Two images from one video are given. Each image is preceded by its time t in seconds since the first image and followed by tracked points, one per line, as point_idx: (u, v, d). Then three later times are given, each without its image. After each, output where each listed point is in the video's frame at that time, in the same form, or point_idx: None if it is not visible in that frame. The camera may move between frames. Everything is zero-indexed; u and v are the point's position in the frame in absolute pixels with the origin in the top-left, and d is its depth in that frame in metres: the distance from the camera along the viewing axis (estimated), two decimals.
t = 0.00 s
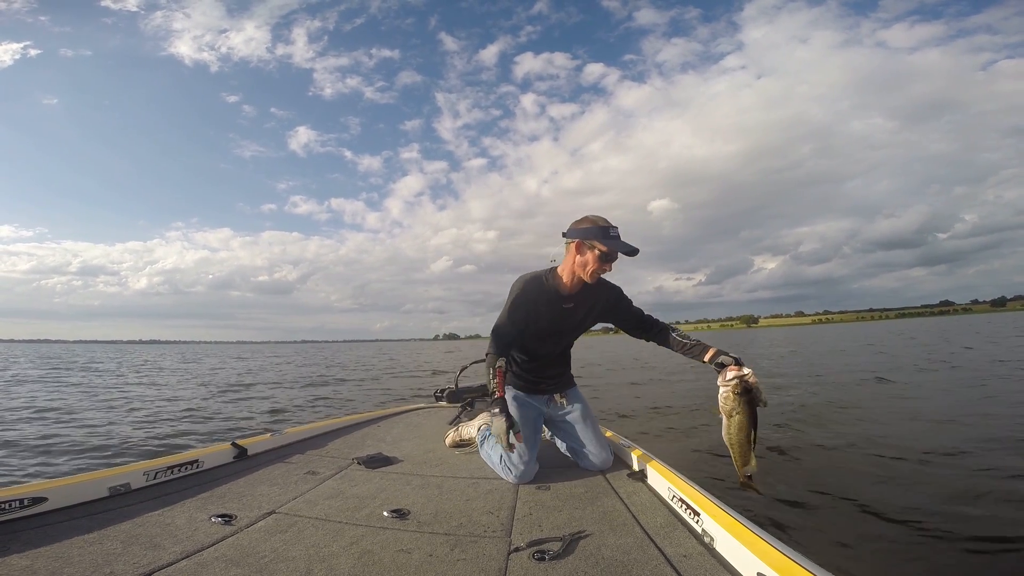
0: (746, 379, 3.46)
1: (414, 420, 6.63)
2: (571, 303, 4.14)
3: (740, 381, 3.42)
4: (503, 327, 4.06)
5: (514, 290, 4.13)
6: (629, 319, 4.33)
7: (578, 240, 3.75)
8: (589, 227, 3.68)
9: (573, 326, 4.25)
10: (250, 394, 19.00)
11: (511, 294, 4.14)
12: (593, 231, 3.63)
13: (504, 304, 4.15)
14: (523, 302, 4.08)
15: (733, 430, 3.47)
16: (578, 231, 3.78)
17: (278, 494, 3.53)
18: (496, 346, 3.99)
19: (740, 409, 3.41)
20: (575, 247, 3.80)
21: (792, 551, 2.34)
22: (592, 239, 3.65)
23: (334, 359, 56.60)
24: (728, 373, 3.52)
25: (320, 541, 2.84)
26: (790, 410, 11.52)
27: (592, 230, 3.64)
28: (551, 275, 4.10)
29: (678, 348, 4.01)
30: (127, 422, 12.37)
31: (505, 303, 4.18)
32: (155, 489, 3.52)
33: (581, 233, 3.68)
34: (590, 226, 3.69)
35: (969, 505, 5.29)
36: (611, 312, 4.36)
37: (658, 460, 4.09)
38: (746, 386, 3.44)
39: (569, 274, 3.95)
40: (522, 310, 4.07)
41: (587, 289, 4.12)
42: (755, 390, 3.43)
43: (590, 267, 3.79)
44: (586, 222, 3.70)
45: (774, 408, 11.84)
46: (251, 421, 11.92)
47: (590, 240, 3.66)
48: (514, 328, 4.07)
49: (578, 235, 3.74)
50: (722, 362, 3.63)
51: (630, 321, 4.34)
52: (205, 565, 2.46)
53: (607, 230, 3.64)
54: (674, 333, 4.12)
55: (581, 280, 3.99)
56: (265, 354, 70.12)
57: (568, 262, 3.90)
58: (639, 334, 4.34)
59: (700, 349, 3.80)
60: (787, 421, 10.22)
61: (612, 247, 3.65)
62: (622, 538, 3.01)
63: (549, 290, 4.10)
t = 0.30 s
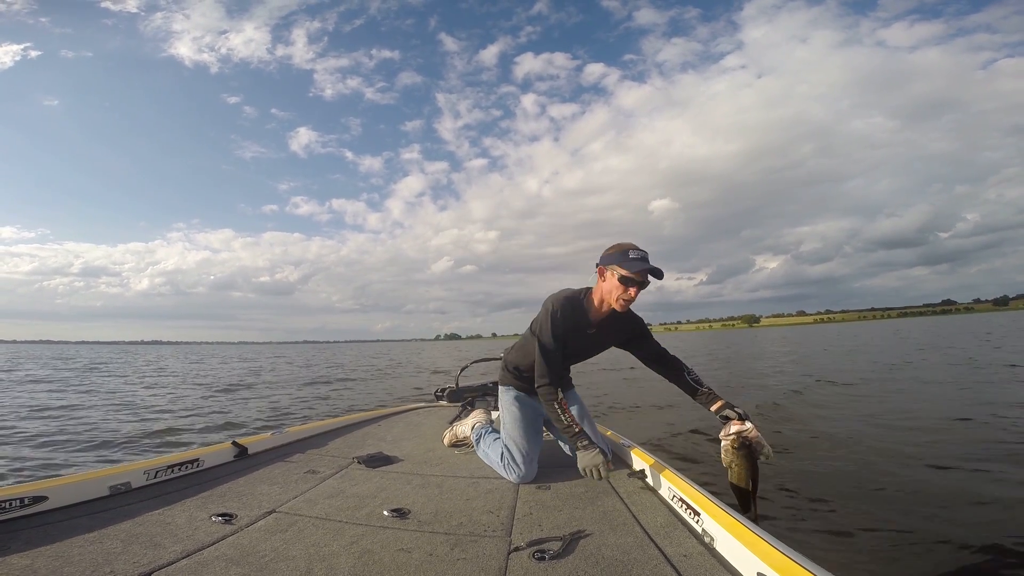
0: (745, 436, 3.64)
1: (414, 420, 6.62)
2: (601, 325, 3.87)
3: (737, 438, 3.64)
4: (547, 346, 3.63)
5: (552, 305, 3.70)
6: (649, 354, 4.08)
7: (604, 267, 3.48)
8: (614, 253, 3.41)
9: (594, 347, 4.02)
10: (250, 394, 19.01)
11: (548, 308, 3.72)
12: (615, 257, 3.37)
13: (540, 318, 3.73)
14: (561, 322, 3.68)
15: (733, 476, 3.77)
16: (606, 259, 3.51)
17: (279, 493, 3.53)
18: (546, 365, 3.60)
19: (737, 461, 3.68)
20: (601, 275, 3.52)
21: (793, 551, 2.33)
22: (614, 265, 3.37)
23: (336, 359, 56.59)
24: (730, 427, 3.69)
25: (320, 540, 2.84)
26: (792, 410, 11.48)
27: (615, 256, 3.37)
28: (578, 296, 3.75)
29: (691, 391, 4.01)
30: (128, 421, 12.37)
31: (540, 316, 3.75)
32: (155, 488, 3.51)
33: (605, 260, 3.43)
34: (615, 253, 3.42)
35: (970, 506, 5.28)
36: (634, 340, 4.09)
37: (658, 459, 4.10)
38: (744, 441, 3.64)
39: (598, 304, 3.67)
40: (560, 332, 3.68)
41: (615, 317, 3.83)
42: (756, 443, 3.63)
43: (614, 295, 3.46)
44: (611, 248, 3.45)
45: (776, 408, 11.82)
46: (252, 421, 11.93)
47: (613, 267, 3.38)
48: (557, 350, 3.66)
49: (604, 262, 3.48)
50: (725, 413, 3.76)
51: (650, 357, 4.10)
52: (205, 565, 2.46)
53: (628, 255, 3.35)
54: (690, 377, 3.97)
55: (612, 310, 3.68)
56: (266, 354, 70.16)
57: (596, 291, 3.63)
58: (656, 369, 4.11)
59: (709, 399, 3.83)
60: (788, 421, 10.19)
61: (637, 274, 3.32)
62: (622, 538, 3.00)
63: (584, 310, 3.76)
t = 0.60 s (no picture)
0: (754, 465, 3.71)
1: (414, 420, 6.62)
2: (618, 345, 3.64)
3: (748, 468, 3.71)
4: (565, 368, 3.40)
5: (571, 325, 3.44)
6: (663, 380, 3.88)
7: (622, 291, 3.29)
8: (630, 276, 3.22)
9: (609, 366, 3.81)
10: (251, 395, 19.07)
11: (566, 326, 3.45)
12: (632, 281, 3.17)
13: (558, 338, 3.47)
14: (580, 345, 3.42)
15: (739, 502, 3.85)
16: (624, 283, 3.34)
17: (279, 494, 3.53)
18: (565, 388, 3.40)
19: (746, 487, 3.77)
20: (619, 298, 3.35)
21: (792, 550, 2.33)
22: (631, 289, 3.18)
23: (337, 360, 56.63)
24: (738, 457, 3.74)
25: (320, 541, 2.84)
26: (792, 409, 11.48)
27: (631, 280, 3.17)
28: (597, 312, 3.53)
29: (697, 419, 3.88)
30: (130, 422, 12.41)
31: (558, 333, 3.50)
32: (155, 489, 3.52)
33: (622, 283, 3.24)
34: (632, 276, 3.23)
35: (970, 503, 5.29)
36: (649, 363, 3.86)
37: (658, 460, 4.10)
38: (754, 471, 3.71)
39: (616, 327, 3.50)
40: (581, 354, 3.43)
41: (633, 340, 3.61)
42: (763, 473, 3.69)
43: (633, 320, 3.27)
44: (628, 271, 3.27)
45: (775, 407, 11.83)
46: (253, 421, 11.97)
47: (629, 291, 3.18)
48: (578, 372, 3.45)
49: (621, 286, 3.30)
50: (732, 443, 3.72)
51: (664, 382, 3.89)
52: (205, 565, 2.46)
53: (647, 278, 3.12)
54: (700, 405, 3.86)
55: (630, 335, 3.50)
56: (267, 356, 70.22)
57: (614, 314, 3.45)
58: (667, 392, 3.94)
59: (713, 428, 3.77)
60: (788, 420, 10.20)
61: (656, 297, 3.11)
62: (622, 538, 3.00)
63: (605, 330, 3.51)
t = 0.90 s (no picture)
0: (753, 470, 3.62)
1: (414, 420, 6.63)
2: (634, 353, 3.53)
3: (747, 473, 3.61)
4: (579, 372, 3.29)
5: (592, 328, 3.31)
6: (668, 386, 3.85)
7: (658, 309, 3.13)
8: (672, 296, 3.06)
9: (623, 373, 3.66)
10: (252, 394, 19.10)
11: (587, 330, 3.31)
12: (677, 303, 3.02)
13: (576, 339, 3.35)
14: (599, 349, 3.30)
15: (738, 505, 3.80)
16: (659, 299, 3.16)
17: (279, 494, 3.53)
18: (576, 390, 3.30)
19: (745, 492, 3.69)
20: (652, 315, 3.19)
21: (792, 550, 2.33)
22: (674, 311, 3.04)
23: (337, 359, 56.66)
24: (737, 463, 3.68)
25: (320, 541, 2.84)
26: (792, 409, 11.47)
27: (676, 302, 3.02)
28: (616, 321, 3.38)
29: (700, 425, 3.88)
30: (130, 421, 12.43)
31: (577, 334, 3.37)
32: (154, 489, 3.52)
33: (663, 303, 3.07)
34: (674, 296, 3.07)
35: (971, 503, 5.29)
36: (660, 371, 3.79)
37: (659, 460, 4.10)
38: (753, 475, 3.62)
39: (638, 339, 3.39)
40: (597, 359, 3.31)
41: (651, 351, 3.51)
42: (763, 479, 3.62)
43: (667, 340, 3.18)
44: (668, 288, 3.09)
45: (775, 407, 11.83)
46: (253, 420, 11.99)
47: (672, 313, 3.04)
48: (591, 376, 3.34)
49: (658, 304, 3.14)
50: (730, 449, 3.81)
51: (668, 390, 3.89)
52: (205, 565, 2.46)
53: (692, 302, 2.99)
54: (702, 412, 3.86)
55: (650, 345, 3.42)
56: (268, 355, 70.33)
57: (641, 328, 3.32)
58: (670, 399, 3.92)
59: (714, 433, 3.83)
60: (788, 420, 10.21)
61: (699, 323, 3.03)
62: (622, 538, 3.00)
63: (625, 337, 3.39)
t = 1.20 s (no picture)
0: (741, 439, 3.59)
1: (414, 420, 6.62)
2: (642, 352, 3.52)
3: (732, 441, 3.59)
4: (591, 368, 3.25)
5: (604, 324, 3.29)
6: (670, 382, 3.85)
7: (670, 306, 3.12)
8: (684, 293, 3.05)
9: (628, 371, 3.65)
10: (253, 393, 19.11)
11: (599, 324, 3.30)
12: (688, 301, 3.01)
13: (588, 334, 3.32)
14: (611, 345, 3.28)
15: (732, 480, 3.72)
16: (671, 296, 3.15)
17: (278, 494, 3.53)
18: (587, 386, 3.25)
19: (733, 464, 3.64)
20: (662, 311, 3.18)
21: (792, 550, 2.33)
22: (685, 309, 3.03)
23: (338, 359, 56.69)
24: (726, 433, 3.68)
25: (320, 540, 2.85)
26: (792, 409, 11.47)
27: (688, 300, 3.01)
28: (626, 317, 3.36)
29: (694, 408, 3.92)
30: (131, 421, 12.45)
31: (588, 329, 3.34)
32: (154, 489, 3.52)
33: (674, 300, 3.06)
34: (686, 293, 3.06)
35: (972, 502, 5.29)
36: (664, 370, 3.78)
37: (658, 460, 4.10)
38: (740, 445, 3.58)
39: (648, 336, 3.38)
40: (608, 354, 3.29)
41: (657, 349, 3.51)
42: (753, 449, 3.56)
43: (678, 338, 3.18)
44: (681, 285, 3.08)
45: (775, 407, 11.81)
46: (254, 420, 12.00)
47: (684, 311, 3.03)
48: (602, 373, 3.31)
49: (670, 301, 3.12)
50: (726, 425, 3.81)
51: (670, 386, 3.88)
52: (205, 565, 2.46)
53: (704, 301, 2.97)
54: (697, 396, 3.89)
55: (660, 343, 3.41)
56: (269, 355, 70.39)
57: (651, 325, 3.31)
58: (671, 394, 3.91)
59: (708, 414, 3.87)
60: (788, 420, 10.20)
61: (711, 322, 3.01)
62: (622, 538, 3.00)
63: (635, 334, 3.38)
